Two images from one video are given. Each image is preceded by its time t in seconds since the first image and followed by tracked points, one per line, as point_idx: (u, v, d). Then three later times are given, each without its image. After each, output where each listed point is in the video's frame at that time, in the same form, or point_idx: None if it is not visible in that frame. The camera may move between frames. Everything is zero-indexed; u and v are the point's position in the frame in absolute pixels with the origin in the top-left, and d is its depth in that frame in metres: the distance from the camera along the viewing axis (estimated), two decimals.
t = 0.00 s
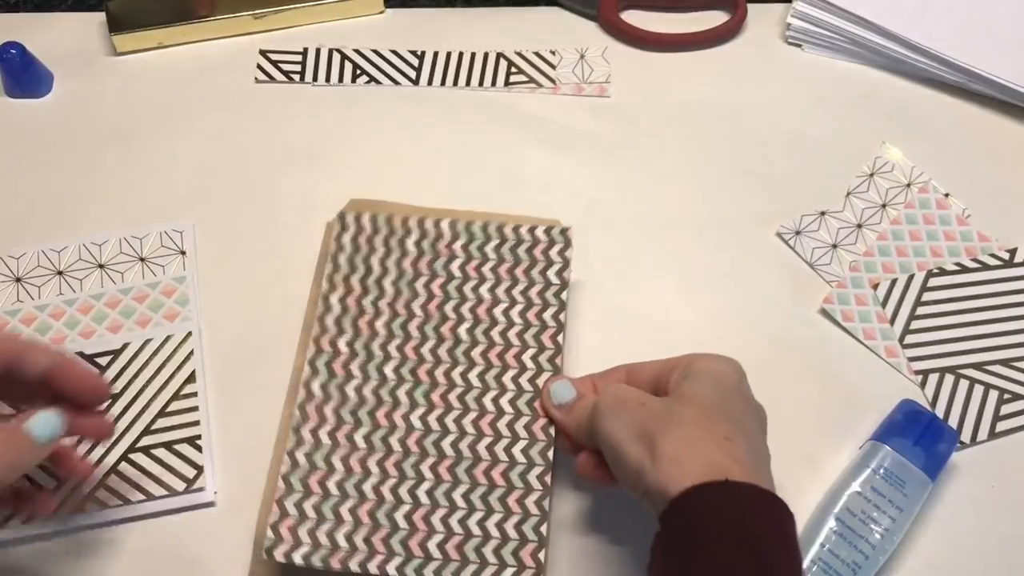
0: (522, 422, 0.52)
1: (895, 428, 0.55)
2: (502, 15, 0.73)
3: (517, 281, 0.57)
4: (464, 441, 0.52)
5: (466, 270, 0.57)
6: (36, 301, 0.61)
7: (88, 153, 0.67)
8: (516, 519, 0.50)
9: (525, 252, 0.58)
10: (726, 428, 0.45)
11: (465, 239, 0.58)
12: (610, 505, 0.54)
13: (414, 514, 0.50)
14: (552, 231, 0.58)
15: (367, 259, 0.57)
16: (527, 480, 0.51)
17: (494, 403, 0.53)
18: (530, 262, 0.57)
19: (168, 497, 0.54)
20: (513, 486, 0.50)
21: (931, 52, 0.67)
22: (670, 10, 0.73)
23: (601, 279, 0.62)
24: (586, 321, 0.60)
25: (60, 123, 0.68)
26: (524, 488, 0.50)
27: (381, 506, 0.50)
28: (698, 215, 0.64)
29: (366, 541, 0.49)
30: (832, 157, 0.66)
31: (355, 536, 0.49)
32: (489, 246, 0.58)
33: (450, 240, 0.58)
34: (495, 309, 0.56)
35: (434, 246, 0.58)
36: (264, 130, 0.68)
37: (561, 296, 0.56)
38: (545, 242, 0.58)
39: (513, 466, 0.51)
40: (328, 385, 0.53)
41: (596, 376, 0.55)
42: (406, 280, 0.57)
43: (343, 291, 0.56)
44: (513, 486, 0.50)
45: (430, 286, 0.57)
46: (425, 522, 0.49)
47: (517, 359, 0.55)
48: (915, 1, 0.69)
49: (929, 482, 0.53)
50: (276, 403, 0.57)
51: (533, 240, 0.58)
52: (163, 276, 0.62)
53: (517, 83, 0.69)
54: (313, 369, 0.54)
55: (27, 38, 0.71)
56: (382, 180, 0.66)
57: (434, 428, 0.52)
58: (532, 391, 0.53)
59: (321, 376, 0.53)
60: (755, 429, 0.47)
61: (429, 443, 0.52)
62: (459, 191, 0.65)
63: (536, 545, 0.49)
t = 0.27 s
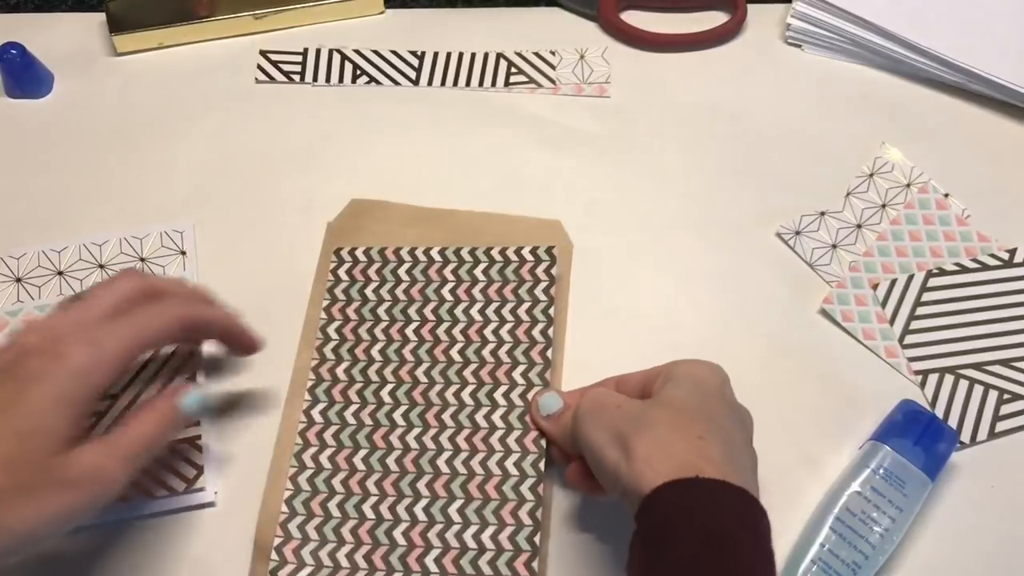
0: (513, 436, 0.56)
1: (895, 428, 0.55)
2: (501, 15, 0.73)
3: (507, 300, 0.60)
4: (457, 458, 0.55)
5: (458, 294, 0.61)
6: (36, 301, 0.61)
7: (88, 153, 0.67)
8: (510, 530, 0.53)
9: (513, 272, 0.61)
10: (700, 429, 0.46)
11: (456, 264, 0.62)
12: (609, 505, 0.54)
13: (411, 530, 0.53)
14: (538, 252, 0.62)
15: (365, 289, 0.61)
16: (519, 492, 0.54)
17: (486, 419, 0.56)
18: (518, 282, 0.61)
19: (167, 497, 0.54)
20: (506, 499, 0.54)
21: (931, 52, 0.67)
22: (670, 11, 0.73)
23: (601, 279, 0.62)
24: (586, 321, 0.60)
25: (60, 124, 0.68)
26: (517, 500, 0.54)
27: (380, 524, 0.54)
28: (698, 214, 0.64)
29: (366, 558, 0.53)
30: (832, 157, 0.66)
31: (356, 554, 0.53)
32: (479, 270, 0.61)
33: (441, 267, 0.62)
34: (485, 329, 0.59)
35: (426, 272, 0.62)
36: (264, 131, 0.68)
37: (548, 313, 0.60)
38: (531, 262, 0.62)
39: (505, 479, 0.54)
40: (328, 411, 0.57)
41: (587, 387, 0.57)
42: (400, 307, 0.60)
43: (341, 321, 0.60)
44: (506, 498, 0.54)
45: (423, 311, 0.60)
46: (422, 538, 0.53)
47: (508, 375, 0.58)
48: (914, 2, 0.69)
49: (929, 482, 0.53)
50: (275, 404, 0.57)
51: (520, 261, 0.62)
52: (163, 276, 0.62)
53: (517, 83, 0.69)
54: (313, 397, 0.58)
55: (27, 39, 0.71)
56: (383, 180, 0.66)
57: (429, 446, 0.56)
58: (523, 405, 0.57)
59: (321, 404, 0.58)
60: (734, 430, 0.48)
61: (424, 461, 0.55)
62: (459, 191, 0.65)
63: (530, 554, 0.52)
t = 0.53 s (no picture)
0: (513, 437, 0.56)
1: (895, 427, 0.55)
2: (501, 15, 0.73)
3: (508, 304, 0.61)
4: (458, 458, 0.55)
5: (459, 296, 0.61)
6: (37, 301, 0.61)
7: (88, 153, 0.67)
8: (508, 529, 0.53)
9: (516, 277, 0.61)
10: (688, 428, 0.46)
11: (458, 266, 0.62)
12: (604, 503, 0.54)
13: (410, 528, 0.54)
14: (541, 258, 0.62)
15: (367, 288, 0.61)
16: (518, 492, 0.55)
17: (486, 420, 0.57)
18: (520, 286, 0.61)
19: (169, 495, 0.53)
20: (504, 499, 0.54)
21: (931, 52, 0.67)
22: (670, 11, 0.73)
23: (601, 279, 0.62)
24: (586, 321, 0.60)
25: (60, 124, 0.68)
26: (515, 500, 0.54)
27: (379, 523, 0.54)
28: (698, 214, 0.64)
29: (364, 556, 0.53)
30: (832, 157, 0.66)
31: (355, 551, 0.53)
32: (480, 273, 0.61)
33: (443, 269, 0.62)
34: (487, 331, 0.59)
35: (429, 274, 0.62)
36: (264, 131, 0.68)
37: (550, 317, 0.60)
38: (534, 268, 0.62)
39: (504, 479, 0.55)
40: (329, 410, 0.57)
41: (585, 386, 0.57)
42: (402, 307, 0.60)
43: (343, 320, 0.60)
44: (505, 499, 0.54)
45: (425, 312, 0.60)
46: (421, 537, 0.53)
47: (509, 377, 0.58)
48: (915, 2, 0.69)
49: (929, 482, 0.53)
50: (277, 405, 0.57)
51: (522, 266, 0.62)
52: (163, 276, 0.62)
53: (517, 84, 0.69)
54: (314, 396, 0.58)
55: (27, 39, 0.71)
56: (383, 180, 0.66)
57: (429, 446, 0.56)
58: (523, 407, 0.57)
59: (322, 402, 0.57)
60: (727, 427, 0.48)
61: (424, 461, 0.55)
62: (459, 191, 0.65)
63: (528, 554, 0.53)
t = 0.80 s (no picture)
0: (512, 441, 0.56)
1: (895, 427, 0.55)
2: (502, 15, 0.73)
3: (508, 310, 0.60)
4: (457, 462, 0.55)
5: (459, 300, 0.61)
6: (37, 301, 0.61)
7: (88, 153, 0.67)
8: (506, 533, 0.54)
9: (516, 283, 0.61)
10: (673, 431, 0.46)
11: (458, 271, 0.62)
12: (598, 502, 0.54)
13: (409, 531, 0.54)
14: (541, 265, 0.62)
15: (368, 290, 0.61)
16: (517, 497, 0.55)
17: (486, 425, 0.57)
18: (520, 292, 0.61)
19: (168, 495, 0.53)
20: (503, 503, 0.54)
21: (931, 52, 0.67)
22: (670, 11, 0.73)
23: (601, 279, 0.62)
24: (586, 321, 0.60)
25: (60, 123, 0.68)
26: (514, 504, 0.54)
27: (378, 525, 0.54)
28: (698, 215, 0.64)
29: (363, 557, 0.53)
30: (832, 157, 0.66)
31: (354, 552, 0.53)
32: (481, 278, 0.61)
33: (444, 273, 0.62)
34: (487, 337, 0.59)
35: (429, 278, 0.62)
36: (264, 131, 0.68)
37: (550, 323, 0.60)
38: (534, 274, 0.62)
39: (503, 483, 0.55)
40: (329, 411, 0.57)
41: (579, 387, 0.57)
42: (402, 310, 0.60)
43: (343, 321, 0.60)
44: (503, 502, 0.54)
45: (425, 315, 0.60)
46: (420, 539, 0.53)
47: (509, 383, 0.58)
48: (915, 2, 0.69)
49: (929, 482, 0.53)
50: (277, 407, 0.57)
51: (522, 273, 0.62)
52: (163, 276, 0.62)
53: (517, 84, 0.69)
54: (314, 396, 0.57)
55: (28, 39, 0.71)
56: (383, 180, 0.66)
57: (428, 449, 0.56)
58: (522, 412, 0.57)
59: (322, 403, 0.57)
60: (717, 429, 0.48)
61: (424, 464, 0.55)
62: (459, 190, 0.65)
63: (526, 558, 0.53)
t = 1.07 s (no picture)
0: (512, 446, 0.56)
1: (895, 428, 0.55)
2: (502, 15, 0.73)
3: (508, 315, 0.60)
4: (457, 465, 0.55)
5: (459, 304, 0.61)
6: (37, 301, 0.61)
7: (88, 153, 0.67)
8: (505, 537, 0.54)
9: (516, 288, 0.61)
10: (652, 434, 0.46)
11: (459, 274, 0.62)
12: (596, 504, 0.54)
13: (408, 533, 0.54)
14: (541, 271, 0.62)
15: (368, 291, 0.61)
16: (516, 500, 0.55)
17: (486, 430, 0.57)
18: (520, 297, 0.61)
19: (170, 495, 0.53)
20: (503, 506, 0.54)
21: (931, 52, 0.67)
22: (670, 11, 0.73)
23: (601, 279, 0.62)
24: (586, 321, 0.60)
25: (60, 123, 0.68)
26: (513, 508, 0.54)
27: (377, 526, 0.54)
28: (698, 215, 0.64)
29: (362, 557, 0.53)
30: (831, 157, 0.66)
31: (353, 553, 0.53)
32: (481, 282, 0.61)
33: (444, 276, 0.62)
34: (487, 341, 0.59)
35: (430, 280, 0.62)
36: (264, 131, 0.68)
37: (550, 329, 0.60)
38: (534, 280, 0.61)
39: (502, 487, 0.55)
40: (328, 411, 0.57)
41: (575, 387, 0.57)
42: (402, 311, 0.60)
43: (342, 321, 0.60)
44: (502, 506, 0.54)
45: (425, 317, 0.60)
46: (419, 541, 0.53)
47: (508, 388, 0.58)
48: (915, 2, 0.69)
49: (929, 483, 0.53)
50: (277, 409, 0.57)
51: (522, 278, 0.62)
52: (163, 276, 0.62)
53: (517, 83, 0.69)
54: (314, 397, 0.57)
55: (28, 39, 0.71)
56: (383, 180, 0.66)
57: (427, 452, 0.56)
58: (522, 416, 0.57)
59: (321, 403, 0.57)
60: (702, 432, 0.48)
61: (424, 467, 0.55)
62: (459, 190, 0.65)
63: (524, 561, 0.53)
